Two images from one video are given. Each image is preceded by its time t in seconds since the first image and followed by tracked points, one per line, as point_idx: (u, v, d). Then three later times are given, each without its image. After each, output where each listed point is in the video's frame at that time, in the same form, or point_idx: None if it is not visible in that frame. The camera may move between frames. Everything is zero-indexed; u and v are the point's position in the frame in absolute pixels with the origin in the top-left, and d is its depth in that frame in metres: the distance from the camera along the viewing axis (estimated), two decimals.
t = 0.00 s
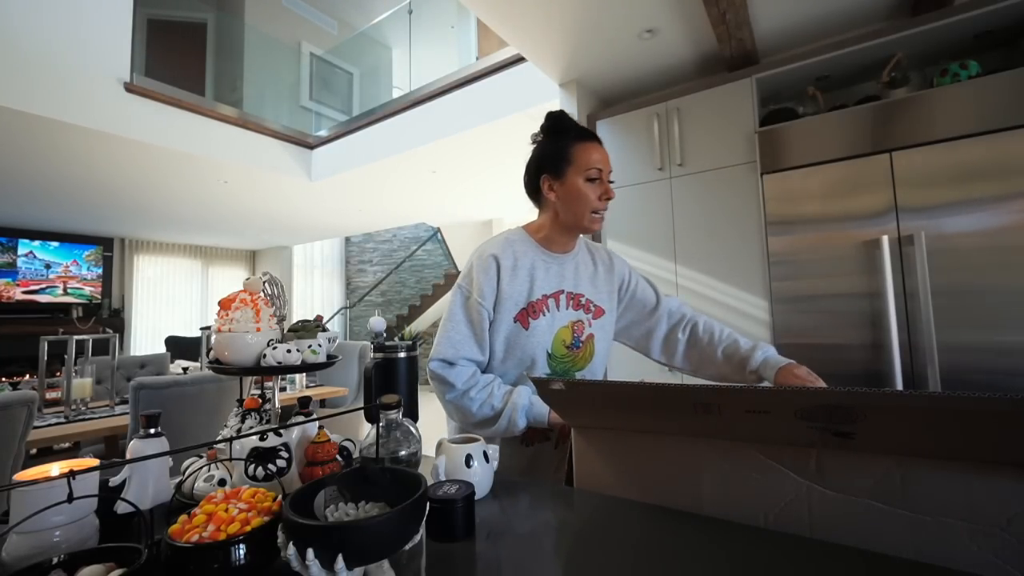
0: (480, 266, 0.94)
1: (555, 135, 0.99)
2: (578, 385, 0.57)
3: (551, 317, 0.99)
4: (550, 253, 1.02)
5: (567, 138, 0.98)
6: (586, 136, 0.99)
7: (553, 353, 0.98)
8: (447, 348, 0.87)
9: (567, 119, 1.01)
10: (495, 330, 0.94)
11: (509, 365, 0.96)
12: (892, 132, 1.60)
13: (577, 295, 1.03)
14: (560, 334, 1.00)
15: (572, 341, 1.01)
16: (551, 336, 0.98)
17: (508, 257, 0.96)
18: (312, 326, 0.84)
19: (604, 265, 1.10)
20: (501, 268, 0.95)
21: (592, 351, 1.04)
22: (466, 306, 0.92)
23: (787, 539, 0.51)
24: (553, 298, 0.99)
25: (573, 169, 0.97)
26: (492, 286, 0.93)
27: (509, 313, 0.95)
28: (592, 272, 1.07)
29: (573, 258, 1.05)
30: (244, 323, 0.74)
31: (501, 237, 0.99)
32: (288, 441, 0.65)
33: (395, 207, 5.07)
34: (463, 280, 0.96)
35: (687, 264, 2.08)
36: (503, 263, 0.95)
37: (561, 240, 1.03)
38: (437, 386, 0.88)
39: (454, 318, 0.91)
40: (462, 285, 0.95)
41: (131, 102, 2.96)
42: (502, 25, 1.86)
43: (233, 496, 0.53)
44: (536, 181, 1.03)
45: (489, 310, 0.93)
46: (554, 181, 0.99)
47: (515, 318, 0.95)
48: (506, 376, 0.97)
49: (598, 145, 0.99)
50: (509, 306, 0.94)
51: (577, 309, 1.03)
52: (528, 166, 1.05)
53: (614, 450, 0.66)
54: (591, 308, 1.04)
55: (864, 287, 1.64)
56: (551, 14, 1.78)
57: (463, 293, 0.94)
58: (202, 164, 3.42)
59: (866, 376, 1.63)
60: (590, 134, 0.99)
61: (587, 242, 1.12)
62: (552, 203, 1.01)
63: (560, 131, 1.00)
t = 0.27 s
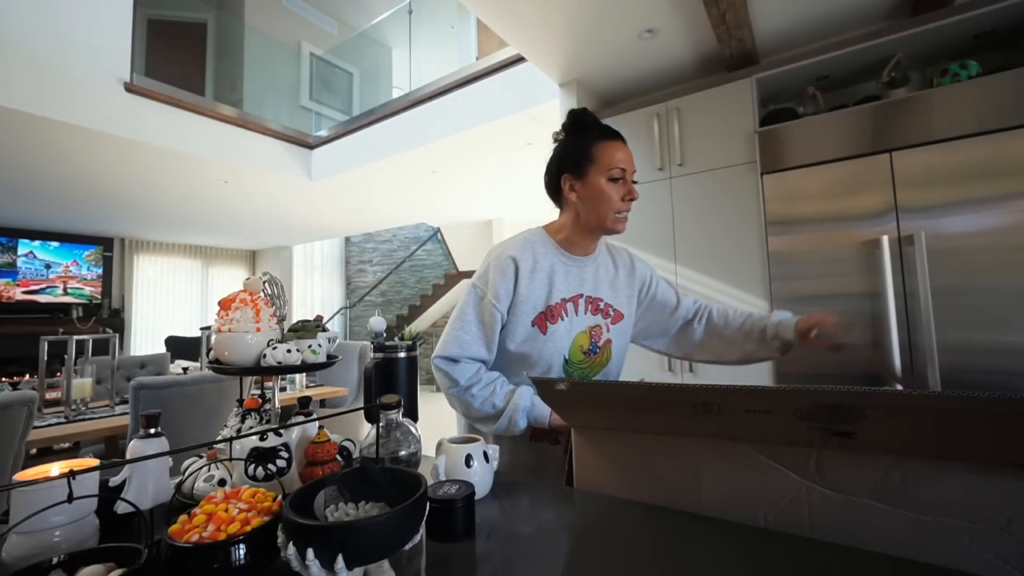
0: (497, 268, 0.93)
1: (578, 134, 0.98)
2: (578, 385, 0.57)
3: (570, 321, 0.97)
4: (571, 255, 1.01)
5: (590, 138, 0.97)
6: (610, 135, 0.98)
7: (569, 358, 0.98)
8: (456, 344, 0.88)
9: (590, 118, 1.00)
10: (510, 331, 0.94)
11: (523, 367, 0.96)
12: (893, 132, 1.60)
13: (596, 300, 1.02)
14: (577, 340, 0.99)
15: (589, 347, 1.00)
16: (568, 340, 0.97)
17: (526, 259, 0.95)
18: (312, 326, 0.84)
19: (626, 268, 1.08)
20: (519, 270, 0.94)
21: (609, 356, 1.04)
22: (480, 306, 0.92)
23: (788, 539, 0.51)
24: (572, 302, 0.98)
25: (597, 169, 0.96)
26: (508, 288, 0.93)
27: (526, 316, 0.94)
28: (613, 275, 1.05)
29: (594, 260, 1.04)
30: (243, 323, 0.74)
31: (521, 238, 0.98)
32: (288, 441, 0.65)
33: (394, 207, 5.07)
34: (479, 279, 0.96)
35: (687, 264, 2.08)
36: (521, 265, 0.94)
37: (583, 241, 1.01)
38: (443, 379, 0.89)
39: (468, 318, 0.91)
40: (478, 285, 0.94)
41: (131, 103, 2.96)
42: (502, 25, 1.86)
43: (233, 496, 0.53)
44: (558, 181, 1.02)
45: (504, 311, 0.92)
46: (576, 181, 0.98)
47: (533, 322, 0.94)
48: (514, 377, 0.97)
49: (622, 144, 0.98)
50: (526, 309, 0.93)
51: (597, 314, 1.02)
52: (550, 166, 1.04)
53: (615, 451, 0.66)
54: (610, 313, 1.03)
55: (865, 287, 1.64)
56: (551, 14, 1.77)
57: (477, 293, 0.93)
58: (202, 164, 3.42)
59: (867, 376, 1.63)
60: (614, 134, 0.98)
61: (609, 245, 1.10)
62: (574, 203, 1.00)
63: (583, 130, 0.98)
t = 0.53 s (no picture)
0: (508, 267, 0.93)
1: (596, 136, 0.97)
2: (578, 385, 0.57)
3: (578, 325, 0.98)
4: (587, 260, 1.00)
5: (609, 140, 0.95)
6: (629, 138, 0.95)
7: (575, 362, 0.98)
8: (462, 338, 0.88)
9: (608, 120, 0.98)
10: (517, 332, 0.94)
11: (528, 367, 0.96)
12: (892, 132, 1.60)
13: (608, 306, 1.01)
14: (584, 344, 0.99)
15: (596, 353, 1.01)
16: (575, 344, 0.97)
17: (537, 259, 0.95)
18: (312, 326, 0.84)
19: (643, 271, 1.04)
20: (530, 271, 0.94)
21: (616, 362, 1.04)
22: (488, 303, 0.92)
23: (787, 539, 0.51)
24: (582, 307, 0.98)
25: (615, 173, 0.94)
26: (518, 287, 0.93)
27: (534, 317, 0.94)
28: (628, 281, 1.03)
29: (610, 265, 1.02)
30: (243, 323, 0.74)
31: (534, 238, 0.98)
32: (288, 441, 0.65)
33: (394, 207, 5.07)
34: (489, 275, 0.96)
35: (687, 264, 2.08)
36: (532, 266, 0.94)
37: (601, 247, 1.00)
38: (447, 370, 0.90)
39: (476, 314, 0.91)
40: (487, 281, 0.95)
41: (131, 103, 2.96)
42: (503, 25, 1.86)
43: (233, 496, 0.53)
44: (576, 185, 1.01)
45: (511, 311, 0.92)
46: (593, 185, 0.96)
47: (541, 324, 0.94)
48: (519, 377, 0.98)
49: (642, 147, 0.96)
50: (535, 311, 0.93)
51: (606, 320, 1.01)
52: (567, 169, 1.02)
53: (615, 450, 0.66)
54: (622, 320, 1.02)
55: (864, 287, 1.64)
56: (551, 14, 1.78)
57: (486, 289, 0.94)
58: (202, 164, 3.42)
59: (867, 376, 1.63)
60: (634, 135, 0.95)
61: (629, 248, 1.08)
62: (591, 208, 0.98)
63: (601, 133, 0.97)
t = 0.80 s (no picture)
0: (515, 267, 0.93)
1: (608, 138, 0.97)
2: (578, 386, 0.57)
3: (583, 328, 0.97)
4: (598, 263, 1.00)
5: (620, 142, 0.95)
6: (641, 140, 0.95)
7: (579, 365, 0.98)
8: (466, 334, 0.89)
9: (621, 121, 0.98)
10: (521, 332, 0.94)
11: (532, 368, 0.96)
12: (892, 132, 1.60)
13: (615, 311, 1.01)
14: (589, 349, 0.99)
15: (601, 358, 1.00)
16: (579, 348, 0.97)
17: (544, 259, 0.95)
18: (312, 326, 0.84)
19: (654, 277, 1.03)
20: (537, 272, 0.94)
21: (621, 368, 1.04)
22: (493, 301, 0.93)
23: (787, 539, 0.51)
24: (588, 310, 0.98)
25: (627, 175, 0.93)
26: (523, 287, 0.93)
27: (539, 318, 0.94)
28: (637, 287, 1.03)
29: (621, 268, 1.02)
30: (244, 323, 0.74)
31: (543, 239, 0.98)
32: (288, 441, 0.65)
33: (394, 207, 5.06)
34: (496, 273, 0.96)
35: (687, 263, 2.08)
36: (539, 266, 0.94)
37: (613, 249, 0.99)
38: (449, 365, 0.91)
39: (482, 311, 0.92)
40: (493, 278, 0.95)
41: (132, 103, 2.96)
42: (503, 25, 1.87)
43: (233, 496, 0.53)
44: (588, 187, 1.01)
45: (516, 311, 0.92)
46: (605, 187, 0.96)
47: (546, 325, 0.94)
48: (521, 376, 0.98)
49: (655, 148, 0.95)
50: (540, 312, 0.94)
51: (613, 325, 1.01)
52: (579, 172, 1.03)
53: (615, 450, 0.66)
54: (629, 326, 1.02)
55: (864, 287, 1.64)
56: (551, 14, 1.78)
57: (492, 288, 0.94)
58: (202, 164, 3.42)
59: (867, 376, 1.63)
60: (646, 137, 0.95)
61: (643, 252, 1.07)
62: (603, 210, 0.98)
63: (613, 135, 0.97)
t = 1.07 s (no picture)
0: (521, 268, 0.93)
1: (618, 138, 0.97)
2: (578, 386, 0.57)
3: (590, 331, 0.97)
4: (604, 264, 1.00)
5: (630, 143, 0.95)
6: (652, 141, 0.95)
7: (584, 368, 0.98)
8: (470, 334, 0.89)
9: (631, 121, 0.98)
10: (526, 334, 0.94)
11: (536, 369, 0.96)
12: (893, 132, 1.60)
13: (622, 313, 1.01)
14: (595, 352, 0.99)
15: (608, 362, 1.00)
16: (586, 351, 0.97)
17: (551, 261, 0.95)
18: (312, 326, 0.84)
19: (663, 280, 1.03)
20: (543, 273, 0.94)
21: (627, 371, 1.03)
22: (498, 302, 0.93)
23: (788, 539, 0.51)
24: (594, 313, 0.98)
25: (638, 176, 0.93)
26: (529, 290, 0.93)
27: (545, 321, 0.94)
28: (645, 290, 1.03)
29: (628, 270, 1.02)
30: (244, 323, 0.74)
31: (550, 240, 0.98)
32: (288, 441, 0.65)
33: (394, 207, 5.07)
34: (501, 274, 0.96)
35: (687, 264, 2.08)
36: (545, 268, 0.94)
37: (622, 250, 0.99)
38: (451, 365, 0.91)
39: (486, 312, 0.92)
40: (498, 279, 0.95)
41: (131, 103, 2.96)
42: (502, 25, 1.87)
43: (233, 496, 0.53)
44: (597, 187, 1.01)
45: (521, 312, 0.92)
46: (615, 189, 0.96)
47: (552, 328, 0.94)
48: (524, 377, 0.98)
49: (666, 150, 0.95)
50: (546, 314, 0.94)
51: (620, 328, 1.01)
52: (587, 171, 1.02)
53: (615, 450, 0.66)
54: (635, 329, 1.02)
55: (865, 286, 1.64)
56: (551, 14, 1.78)
57: (496, 288, 0.94)
58: (202, 164, 3.42)
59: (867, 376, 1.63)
60: (657, 139, 0.95)
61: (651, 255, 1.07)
62: (613, 211, 0.98)
63: (624, 135, 0.96)
